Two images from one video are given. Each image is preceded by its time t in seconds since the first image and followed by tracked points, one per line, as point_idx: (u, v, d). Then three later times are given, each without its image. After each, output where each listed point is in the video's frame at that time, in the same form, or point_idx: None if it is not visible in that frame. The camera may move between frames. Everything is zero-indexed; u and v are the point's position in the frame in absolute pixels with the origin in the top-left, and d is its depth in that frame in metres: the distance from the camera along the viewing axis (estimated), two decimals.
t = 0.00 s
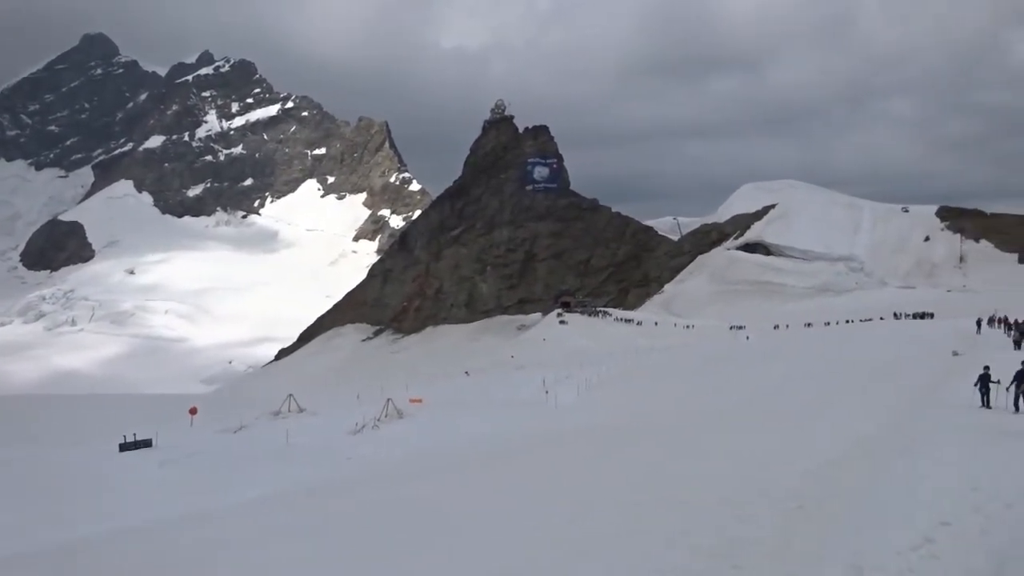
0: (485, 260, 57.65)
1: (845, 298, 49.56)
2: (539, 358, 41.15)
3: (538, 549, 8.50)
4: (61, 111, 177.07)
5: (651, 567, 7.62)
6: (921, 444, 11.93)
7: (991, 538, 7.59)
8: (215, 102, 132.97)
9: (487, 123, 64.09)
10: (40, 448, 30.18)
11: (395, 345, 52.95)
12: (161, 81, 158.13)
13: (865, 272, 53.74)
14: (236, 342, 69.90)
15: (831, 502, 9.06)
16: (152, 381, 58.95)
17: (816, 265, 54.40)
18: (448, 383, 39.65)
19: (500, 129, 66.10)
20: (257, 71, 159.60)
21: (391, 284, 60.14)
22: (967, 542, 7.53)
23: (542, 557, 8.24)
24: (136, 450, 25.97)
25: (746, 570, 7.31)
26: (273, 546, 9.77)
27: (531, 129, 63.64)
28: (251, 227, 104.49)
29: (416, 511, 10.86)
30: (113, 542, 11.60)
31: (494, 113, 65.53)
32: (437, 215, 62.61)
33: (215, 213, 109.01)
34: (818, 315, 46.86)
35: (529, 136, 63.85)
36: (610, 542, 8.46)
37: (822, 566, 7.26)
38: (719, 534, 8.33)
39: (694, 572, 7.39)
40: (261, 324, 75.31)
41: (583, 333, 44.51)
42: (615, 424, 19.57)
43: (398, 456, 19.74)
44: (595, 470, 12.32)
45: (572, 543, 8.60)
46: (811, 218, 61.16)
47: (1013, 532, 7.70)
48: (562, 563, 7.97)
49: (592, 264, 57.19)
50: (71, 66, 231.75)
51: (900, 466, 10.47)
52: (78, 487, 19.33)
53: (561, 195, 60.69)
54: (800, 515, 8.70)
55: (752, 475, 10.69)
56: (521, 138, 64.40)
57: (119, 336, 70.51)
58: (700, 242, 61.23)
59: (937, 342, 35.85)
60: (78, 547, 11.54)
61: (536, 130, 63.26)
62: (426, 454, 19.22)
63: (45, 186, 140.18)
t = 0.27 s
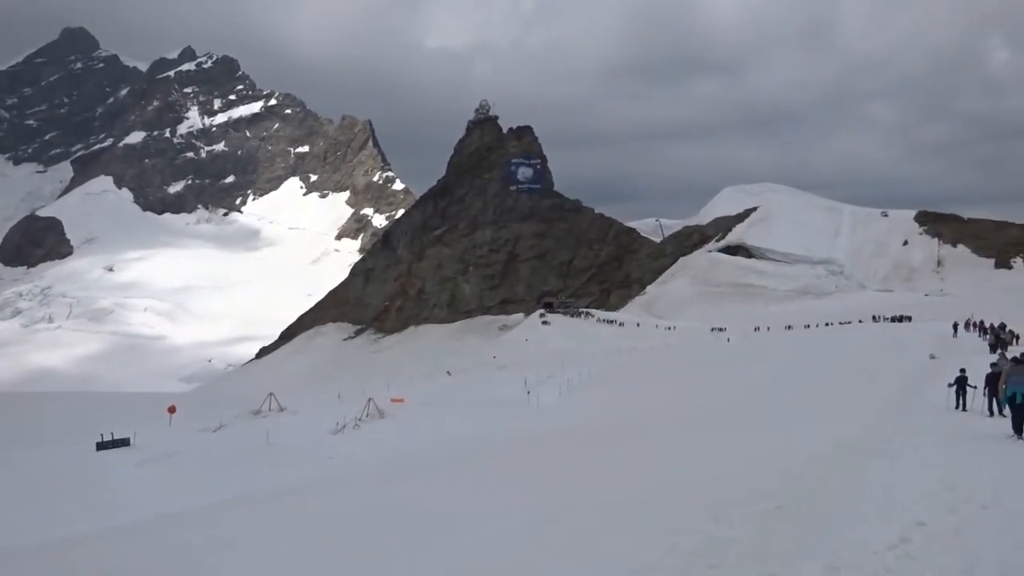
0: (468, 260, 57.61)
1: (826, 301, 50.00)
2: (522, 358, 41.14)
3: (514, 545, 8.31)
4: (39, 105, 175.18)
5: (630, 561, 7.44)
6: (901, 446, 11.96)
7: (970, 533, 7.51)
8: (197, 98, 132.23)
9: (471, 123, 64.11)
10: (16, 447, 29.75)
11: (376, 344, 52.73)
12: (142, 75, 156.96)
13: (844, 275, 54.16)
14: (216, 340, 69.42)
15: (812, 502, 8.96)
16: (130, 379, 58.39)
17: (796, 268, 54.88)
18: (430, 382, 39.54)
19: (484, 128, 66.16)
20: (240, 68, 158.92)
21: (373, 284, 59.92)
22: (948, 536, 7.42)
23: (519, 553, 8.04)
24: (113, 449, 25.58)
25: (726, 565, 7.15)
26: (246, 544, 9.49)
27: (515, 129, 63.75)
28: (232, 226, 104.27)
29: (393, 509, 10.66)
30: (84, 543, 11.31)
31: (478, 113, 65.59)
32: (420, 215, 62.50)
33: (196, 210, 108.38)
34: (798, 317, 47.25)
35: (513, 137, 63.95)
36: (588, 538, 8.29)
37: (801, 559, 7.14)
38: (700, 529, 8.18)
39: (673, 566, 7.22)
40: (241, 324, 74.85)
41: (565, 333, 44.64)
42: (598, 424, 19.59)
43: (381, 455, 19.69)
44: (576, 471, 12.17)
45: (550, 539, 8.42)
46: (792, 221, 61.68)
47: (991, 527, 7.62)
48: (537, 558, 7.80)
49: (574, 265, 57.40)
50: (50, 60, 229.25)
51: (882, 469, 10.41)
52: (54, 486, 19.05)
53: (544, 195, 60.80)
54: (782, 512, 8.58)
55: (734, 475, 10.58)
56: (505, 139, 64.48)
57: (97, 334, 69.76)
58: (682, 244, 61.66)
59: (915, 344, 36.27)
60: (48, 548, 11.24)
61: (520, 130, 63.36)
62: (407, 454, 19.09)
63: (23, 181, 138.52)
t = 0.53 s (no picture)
0: (454, 261, 57.58)
1: (810, 299, 50.37)
2: (511, 360, 41.18)
3: (501, 548, 8.26)
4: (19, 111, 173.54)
5: (616, 563, 7.41)
6: (888, 443, 12.02)
7: (954, 526, 7.53)
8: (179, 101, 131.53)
9: (456, 125, 64.15)
10: None
11: (363, 348, 52.59)
12: (123, 80, 155.86)
13: (829, 272, 54.55)
14: (202, 346, 68.97)
15: (798, 502, 8.96)
16: (115, 386, 57.95)
17: (781, 267, 55.27)
18: (419, 385, 39.48)
19: (469, 130, 66.19)
20: (222, 71, 158.19)
21: (359, 287, 59.74)
22: (933, 531, 7.43)
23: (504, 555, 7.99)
24: (96, 458, 25.29)
25: (714, 564, 7.13)
26: (233, 548, 9.42)
27: (501, 131, 63.85)
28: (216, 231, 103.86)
29: (379, 512, 10.60)
30: (68, 551, 11.17)
31: (463, 115, 65.68)
32: (406, 217, 62.41)
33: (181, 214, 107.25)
34: (785, 316, 47.59)
35: (499, 138, 64.05)
36: (573, 540, 8.25)
37: (787, 556, 7.14)
38: (686, 529, 8.16)
39: (658, 567, 7.21)
40: (227, 329, 74.40)
41: (553, 334, 44.78)
42: (590, 424, 19.63)
43: (371, 458, 19.65)
44: (565, 473, 12.16)
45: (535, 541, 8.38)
46: (776, 221, 62.10)
47: (974, 520, 7.65)
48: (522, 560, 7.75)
49: (561, 266, 57.49)
50: (29, 64, 227.07)
51: (868, 467, 10.43)
52: (41, 495, 18.86)
53: (530, 197, 60.92)
54: (767, 511, 8.58)
55: (721, 475, 10.59)
56: (490, 140, 64.57)
57: (79, 340, 69.13)
58: (669, 244, 61.98)
59: (899, 341, 36.60)
60: (33, 557, 11.10)
61: (505, 132, 63.46)
62: (398, 457, 19.01)
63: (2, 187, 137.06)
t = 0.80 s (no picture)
0: (436, 265, 57.50)
1: (790, 297, 50.65)
2: (494, 363, 41.12)
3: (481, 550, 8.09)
4: None
5: (598, 564, 7.25)
6: (867, 442, 11.99)
7: (935, 522, 7.44)
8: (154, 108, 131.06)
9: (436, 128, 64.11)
10: None
11: (345, 353, 52.38)
12: (98, 87, 154.73)
13: (808, 271, 54.87)
14: (183, 355, 68.51)
15: (781, 501, 8.84)
16: (95, 395, 57.43)
17: (761, 265, 55.58)
18: (402, 390, 39.29)
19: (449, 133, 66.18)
20: (198, 75, 157.75)
21: (341, 292, 59.49)
22: (914, 528, 7.34)
23: (485, 558, 7.81)
24: (80, 467, 25.06)
25: (696, 564, 7.00)
26: (208, 557, 9.18)
27: (480, 134, 63.81)
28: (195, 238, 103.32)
29: (357, 517, 10.40)
30: (41, 563, 10.90)
31: (443, 118, 65.64)
32: (387, 221, 62.28)
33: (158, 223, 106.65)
34: (765, 315, 47.81)
35: (479, 141, 64.00)
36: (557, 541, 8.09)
37: (770, 555, 7.01)
38: (670, 530, 8.02)
39: (643, 568, 7.06)
40: (209, 337, 73.97)
41: (535, 336, 44.83)
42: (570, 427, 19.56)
43: (354, 464, 19.38)
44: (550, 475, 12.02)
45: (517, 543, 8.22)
46: (756, 220, 62.41)
47: (955, 514, 7.57)
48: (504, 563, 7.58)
49: (544, 268, 57.49)
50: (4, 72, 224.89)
51: (849, 465, 10.35)
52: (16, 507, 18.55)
53: (511, 199, 60.93)
54: (751, 511, 8.46)
55: (703, 476, 10.47)
56: (470, 143, 64.53)
57: (58, 350, 68.39)
58: (650, 245, 62.22)
59: (879, 338, 36.85)
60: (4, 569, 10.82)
61: (485, 134, 63.43)
62: (380, 462, 18.85)
63: None
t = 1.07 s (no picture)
0: (416, 270, 57.41)
1: (769, 303, 50.75)
2: (472, 368, 40.96)
3: (449, 555, 7.82)
4: None
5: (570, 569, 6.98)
6: (837, 449, 11.84)
7: (908, 526, 7.25)
8: (135, 109, 131.17)
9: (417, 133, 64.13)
10: None
11: (325, 357, 52.08)
12: (78, 88, 154.24)
13: (787, 278, 55.06)
14: (162, 358, 68.10)
15: (755, 506, 8.62)
16: (72, 399, 56.86)
17: (739, 272, 55.78)
18: (379, 394, 38.98)
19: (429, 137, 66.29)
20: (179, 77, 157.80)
21: (321, 296, 59.22)
22: (888, 532, 7.14)
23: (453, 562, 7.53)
24: (52, 472, 24.73)
25: (669, 570, 6.73)
26: (166, 566, 8.80)
27: (461, 139, 63.88)
28: (176, 240, 102.97)
29: (323, 523, 10.09)
30: None
31: (424, 123, 65.72)
32: (368, 226, 62.15)
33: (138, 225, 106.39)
34: (744, 321, 47.88)
35: (459, 146, 64.05)
36: (528, 546, 7.82)
37: (745, 561, 6.75)
38: (643, 536, 7.78)
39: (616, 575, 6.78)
40: (189, 340, 73.64)
41: (513, 341, 44.74)
42: (539, 433, 19.34)
43: (334, 468, 18.78)
44: (519, 480, 11.76)
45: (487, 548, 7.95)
46: (735, 226, 62.59)
47: (929, 519, 7.38)
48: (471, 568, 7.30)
49: (523, 273, 57.46)
50: None
51: (822, 471, 10.16)
52: None
53: (491, 204, 61.05)
54: (727, 516, 8.22)
55: (675, 482, 10.24)
56: (451, 148, 64.59)
57: (35, 353, 67.75)
58: (630, 250, 62.36)
59: (854, 344, 36.95)
60: None
61: (466, 139, 63.50)
62: (349, 466, 18.59)
63: None
